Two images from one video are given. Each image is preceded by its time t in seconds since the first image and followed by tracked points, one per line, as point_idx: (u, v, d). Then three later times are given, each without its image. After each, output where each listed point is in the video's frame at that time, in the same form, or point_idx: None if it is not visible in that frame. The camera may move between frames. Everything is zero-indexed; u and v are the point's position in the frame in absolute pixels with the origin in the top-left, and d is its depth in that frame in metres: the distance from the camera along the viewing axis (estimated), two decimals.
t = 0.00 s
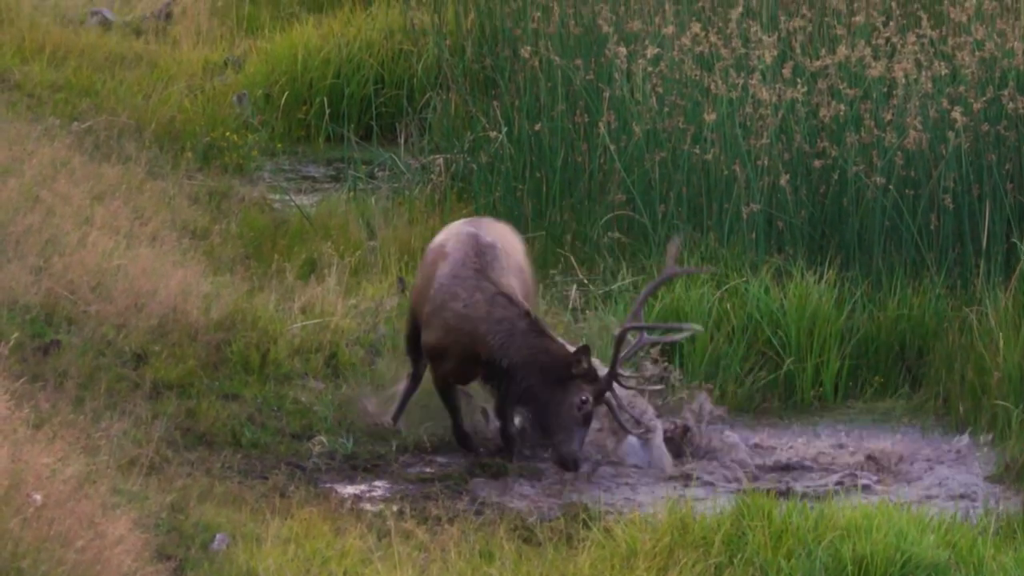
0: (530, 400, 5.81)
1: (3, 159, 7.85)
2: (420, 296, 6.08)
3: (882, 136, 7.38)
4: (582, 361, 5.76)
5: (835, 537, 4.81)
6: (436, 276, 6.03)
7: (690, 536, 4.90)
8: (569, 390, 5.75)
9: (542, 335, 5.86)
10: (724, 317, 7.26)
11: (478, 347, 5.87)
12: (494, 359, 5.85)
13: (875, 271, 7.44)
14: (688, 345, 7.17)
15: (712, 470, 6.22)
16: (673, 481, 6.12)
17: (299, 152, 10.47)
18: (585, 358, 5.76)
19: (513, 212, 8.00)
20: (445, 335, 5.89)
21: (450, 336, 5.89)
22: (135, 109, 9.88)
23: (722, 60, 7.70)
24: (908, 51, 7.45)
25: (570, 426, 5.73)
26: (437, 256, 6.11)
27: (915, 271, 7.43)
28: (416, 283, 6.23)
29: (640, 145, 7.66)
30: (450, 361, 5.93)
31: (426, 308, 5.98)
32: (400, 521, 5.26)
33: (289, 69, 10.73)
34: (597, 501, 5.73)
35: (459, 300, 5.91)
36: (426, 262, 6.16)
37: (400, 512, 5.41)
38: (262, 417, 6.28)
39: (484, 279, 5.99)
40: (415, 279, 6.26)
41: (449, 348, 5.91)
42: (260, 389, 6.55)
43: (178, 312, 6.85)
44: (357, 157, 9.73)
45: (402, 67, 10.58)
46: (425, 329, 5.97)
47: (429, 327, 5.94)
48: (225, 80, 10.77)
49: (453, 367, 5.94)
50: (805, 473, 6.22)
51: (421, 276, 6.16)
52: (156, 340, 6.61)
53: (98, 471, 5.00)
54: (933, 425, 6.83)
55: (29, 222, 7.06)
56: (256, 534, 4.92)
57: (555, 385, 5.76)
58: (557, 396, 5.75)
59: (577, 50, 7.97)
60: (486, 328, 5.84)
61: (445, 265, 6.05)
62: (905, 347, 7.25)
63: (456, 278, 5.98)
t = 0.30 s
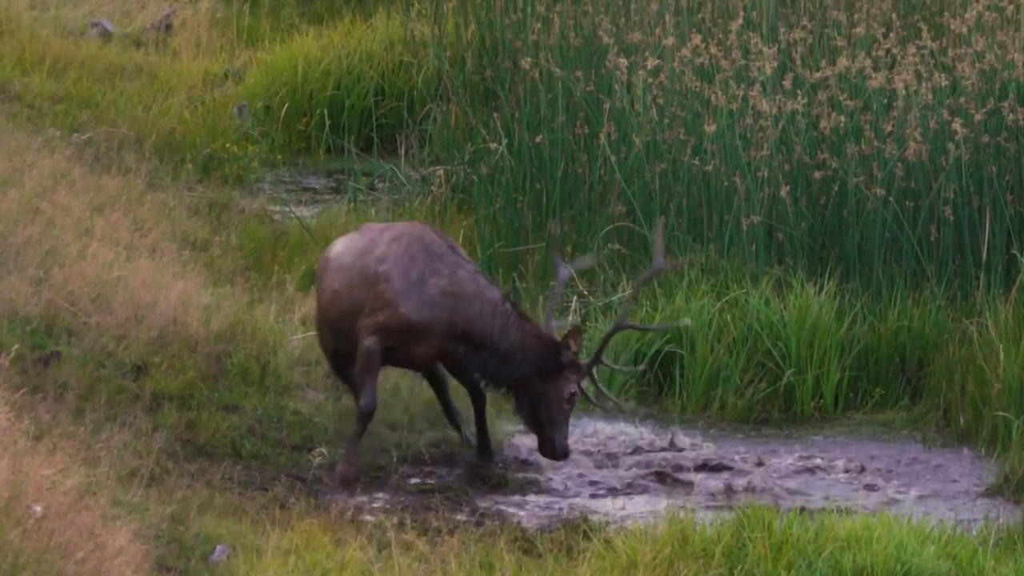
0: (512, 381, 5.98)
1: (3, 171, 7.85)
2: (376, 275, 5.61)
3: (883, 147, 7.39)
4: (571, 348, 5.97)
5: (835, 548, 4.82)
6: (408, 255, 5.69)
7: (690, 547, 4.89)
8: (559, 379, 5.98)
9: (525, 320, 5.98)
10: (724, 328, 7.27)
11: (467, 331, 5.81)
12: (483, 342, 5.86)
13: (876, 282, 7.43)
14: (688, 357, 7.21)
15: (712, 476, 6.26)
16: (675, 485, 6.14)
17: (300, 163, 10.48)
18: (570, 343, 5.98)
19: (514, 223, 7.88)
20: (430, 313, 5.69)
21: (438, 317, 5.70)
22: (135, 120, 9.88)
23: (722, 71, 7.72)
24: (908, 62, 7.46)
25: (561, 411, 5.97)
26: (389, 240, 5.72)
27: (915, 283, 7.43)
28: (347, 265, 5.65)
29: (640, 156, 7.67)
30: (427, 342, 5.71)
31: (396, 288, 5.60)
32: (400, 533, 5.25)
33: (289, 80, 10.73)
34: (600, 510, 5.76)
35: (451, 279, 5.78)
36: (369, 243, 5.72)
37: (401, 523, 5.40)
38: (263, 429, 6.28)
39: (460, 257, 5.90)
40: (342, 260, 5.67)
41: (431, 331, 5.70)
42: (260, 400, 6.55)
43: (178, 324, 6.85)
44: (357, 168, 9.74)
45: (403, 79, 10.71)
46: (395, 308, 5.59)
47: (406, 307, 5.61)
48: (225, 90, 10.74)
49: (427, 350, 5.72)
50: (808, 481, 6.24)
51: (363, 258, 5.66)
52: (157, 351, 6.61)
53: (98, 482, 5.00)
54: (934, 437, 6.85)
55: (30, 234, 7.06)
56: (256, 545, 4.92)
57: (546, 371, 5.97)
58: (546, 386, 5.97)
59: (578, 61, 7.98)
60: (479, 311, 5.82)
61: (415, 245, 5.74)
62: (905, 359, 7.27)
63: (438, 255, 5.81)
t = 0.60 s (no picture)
0: (513, 368, 5.85)
1: (3, 179, 7.85)
2: (369, 282, 5.62)
3: (883, 155, 7.40)
4: (561, 315, 5.78)
5: (836, 556, 4.83)
6: (405, 269, 5.67)
7: (690, 555, 4.89)
8: (556, 347, 5.81)
9: (514, 313, 5.82)
10: (724, 336, 7.27)
11: (460, 348, 5.73)
12: (478, 353, 5.75)
13: (876, 290, 7.43)
14: (688, 364, 7.22)
15: (712, 485, 6.24)
16: (675, 493, 6.13)
17: (300, 171, 10.45)
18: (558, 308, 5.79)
19: (514, 232, 7.84)
20: (422, 331, 5.64)
21: (429, 335, 5.65)
22: (135, 128, 9.89)
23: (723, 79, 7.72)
24: (908, 70, 7.47)
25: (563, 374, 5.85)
26: (384, 247, 5.71)
27: (915, 291, 7.42)
28: (339, 265, 5.65)
29: (640, 164, 7.64)
30: (414, 357, 5.68)
31: (390, 301, 5.61)
32: (400, 541, 5.24)
33: (290, 88, 10.74)
34: (602, 519, 5.73)
35: (443, 296, 5.70)
36: (365, 248, 5.71)
37: (401, 531, 5.39)
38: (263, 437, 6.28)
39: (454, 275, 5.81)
40: (334, 259, 5.66)
41: (423, 349, 5.68)
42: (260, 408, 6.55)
43: (179, 332, 6.85)
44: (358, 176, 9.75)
45: (403, 86, 10.69)
46: (387, 321, 5.60)
47: (399, 322, 5.61)
48: (225, 99, 10.77)
49: (417, 366, 5.70)
50: (808, 489, 6.23)
51: (356, 263, 5.65)
52: (156, 360, 6.61)
53: (98, 490, 4.99)
54: (934, 445, 6.85)
55: (30, 242, 7.06)
56: (257, 553, 4.91)
57: (540, 347, 5.83)
58: (547, 362, 5.84)
59: (578, 69, 7.96)
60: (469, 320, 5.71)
61: (412, 260, 5.70)
62: (905, 367, 7.27)
63: (431, 272, 5.72)
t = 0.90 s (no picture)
0: (524, 318, 5.97)
1: (3, 183, 7.85)
2: (388, 303, 5.67)
3: (883, 159, 7.39)
4: (544, 232, 5.92)
5: (836, 560, 4.83)
6: (411, 282, 5.74)
7: (691, 559, 4.88)
8: (548, 264, 5.95)
9: (494, 263, 5.97)
10: (725, 339, 7.27)
11: (483, 333, 5.86)
12: (500, 325, 5.89)
13: (876, 294, 7.43)
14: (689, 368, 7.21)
15: (711, 489, 6.23)
16: (676, 497, 6.12)
17: (300, 175, 10.46)
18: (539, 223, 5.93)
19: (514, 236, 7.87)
20: (456, 333, 5.76)
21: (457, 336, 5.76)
22: (135, 132, 9.89)
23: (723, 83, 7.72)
24: (909, 74, 7.43)
25: (566, 286, 5.99)
26: (381, 265, 5.75)
27: (915, 295, 7.41)
28: (349, 292, 5.66)
29: (640, 168, 7.67)
30: (445, 363, 5.77)
31: (417, 315, 5.69)
32: (401, 545, 5.24)
33: (290, 92, 10.75)
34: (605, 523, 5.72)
35: (450, 289, 5.80)
36: (362, 270, 5.73)
37: (401, 535, 5.39)
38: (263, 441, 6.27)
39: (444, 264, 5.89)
40: (340, 285, 5.66)
41: (452, 351, 5.78)
42: (260, 412, 6.54)
43: (179, 336, 6.85)
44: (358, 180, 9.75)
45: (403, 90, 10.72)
46: (420, 335, 5.68)
47: (431, 334, 5.70)
48: (225, 102, 10.76)
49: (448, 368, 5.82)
50: (807, 493, 6.23)
51: (364, 288, 5.68)
52: (157, 364, 6.60)
53: (99, 494, 4.99)
54: (935, 450, 6.86)
55: (30, 246, 7.06)
56: (257, 557, 4.90)
57: (536, 275, 5.97)
58: (550, 286, 5.98)
59: (579, 73, 7.98)
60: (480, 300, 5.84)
61: (411, 270, 5.77)
62: (905, 371, 7.27)
63: (433, 274, 5.80)
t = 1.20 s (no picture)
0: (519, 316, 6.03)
1: (4, 181, 7.85)
2: (409, 306, 5.68)
3: (884, 158, 7.40)
4: (526, 229, 6.01)
5: (837, 559, 4.83)
6: (433, 287, 5.75)
7: (691, 557, 4.88)
8: (536, 258, 6.04)
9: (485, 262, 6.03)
10: (726, 338, 7.27)
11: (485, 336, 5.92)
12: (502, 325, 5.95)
13: (876, 293, 7.43)
14: (690, 368, 7.21)
15: (711, 489, 6.23)
16: (676, 496, 6.11)
17: (301, 175, 10.46)
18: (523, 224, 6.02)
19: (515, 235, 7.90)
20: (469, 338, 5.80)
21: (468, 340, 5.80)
22: (135, 131, 9.89)
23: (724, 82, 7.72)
24: (910, 73, 7.44)
25: (551, 277, 6.08)
26: (408, 269, 5.75)
27: (916, 294, 7.42)
28: (376, 292, 5.65)
29: (641, 166, 7.67)
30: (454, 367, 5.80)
31: (437, 321, 5.71)
32: (401, 544, 5.24)
33: (290, 91, 10.76)
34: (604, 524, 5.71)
35: (464, 295, 5.83)
36: (389, 271, 5.73)
37: (402, 534, 5.39)
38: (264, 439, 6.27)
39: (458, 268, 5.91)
40: (367, 285, 5.66)
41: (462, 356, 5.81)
42: (260, 410, 6.54)
43: (179, 335, 6.86)
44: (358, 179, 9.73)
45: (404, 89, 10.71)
46: (434, 340, 5.70)
47: (447, 340, 5.73)
48: (226, 102, 10.78)
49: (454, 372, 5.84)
50: (807, 492, 6.23)
51: (390, 290, 5.67)
52: (157, 362, 6.61)
53: (99, 493, 4.99)
54: (935, 450, 6.86)
55: (31, 245, 7.06)
56: (257, 556, 4.90)
57: (524, 271, 6.04)
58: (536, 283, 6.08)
59: (579, 72, 7.96)
60: (485, 305, 5.88)
61: (434, 276, 5.78)
62: (906, 370, 7.28)
63: (453, 280, 5.83)
